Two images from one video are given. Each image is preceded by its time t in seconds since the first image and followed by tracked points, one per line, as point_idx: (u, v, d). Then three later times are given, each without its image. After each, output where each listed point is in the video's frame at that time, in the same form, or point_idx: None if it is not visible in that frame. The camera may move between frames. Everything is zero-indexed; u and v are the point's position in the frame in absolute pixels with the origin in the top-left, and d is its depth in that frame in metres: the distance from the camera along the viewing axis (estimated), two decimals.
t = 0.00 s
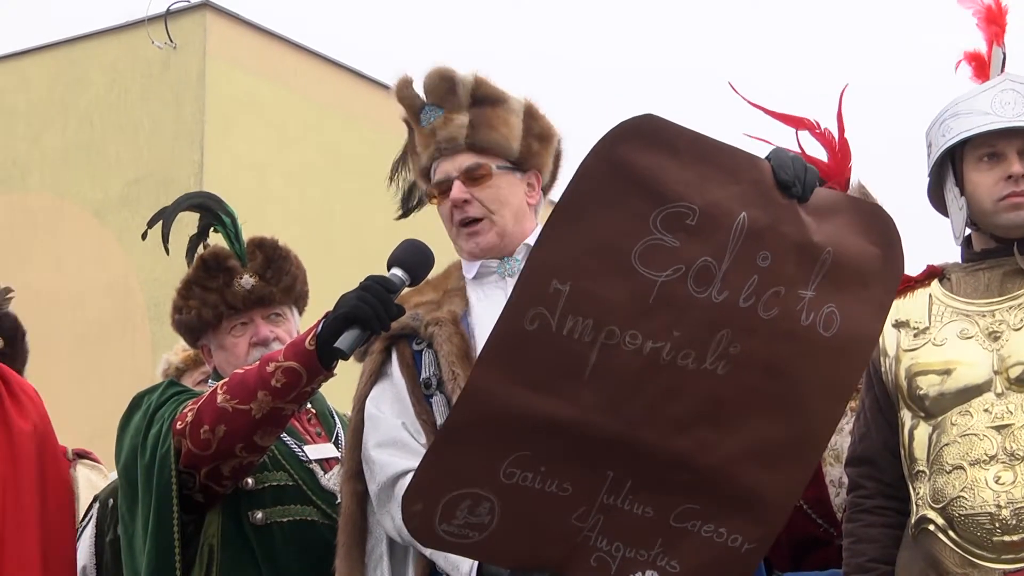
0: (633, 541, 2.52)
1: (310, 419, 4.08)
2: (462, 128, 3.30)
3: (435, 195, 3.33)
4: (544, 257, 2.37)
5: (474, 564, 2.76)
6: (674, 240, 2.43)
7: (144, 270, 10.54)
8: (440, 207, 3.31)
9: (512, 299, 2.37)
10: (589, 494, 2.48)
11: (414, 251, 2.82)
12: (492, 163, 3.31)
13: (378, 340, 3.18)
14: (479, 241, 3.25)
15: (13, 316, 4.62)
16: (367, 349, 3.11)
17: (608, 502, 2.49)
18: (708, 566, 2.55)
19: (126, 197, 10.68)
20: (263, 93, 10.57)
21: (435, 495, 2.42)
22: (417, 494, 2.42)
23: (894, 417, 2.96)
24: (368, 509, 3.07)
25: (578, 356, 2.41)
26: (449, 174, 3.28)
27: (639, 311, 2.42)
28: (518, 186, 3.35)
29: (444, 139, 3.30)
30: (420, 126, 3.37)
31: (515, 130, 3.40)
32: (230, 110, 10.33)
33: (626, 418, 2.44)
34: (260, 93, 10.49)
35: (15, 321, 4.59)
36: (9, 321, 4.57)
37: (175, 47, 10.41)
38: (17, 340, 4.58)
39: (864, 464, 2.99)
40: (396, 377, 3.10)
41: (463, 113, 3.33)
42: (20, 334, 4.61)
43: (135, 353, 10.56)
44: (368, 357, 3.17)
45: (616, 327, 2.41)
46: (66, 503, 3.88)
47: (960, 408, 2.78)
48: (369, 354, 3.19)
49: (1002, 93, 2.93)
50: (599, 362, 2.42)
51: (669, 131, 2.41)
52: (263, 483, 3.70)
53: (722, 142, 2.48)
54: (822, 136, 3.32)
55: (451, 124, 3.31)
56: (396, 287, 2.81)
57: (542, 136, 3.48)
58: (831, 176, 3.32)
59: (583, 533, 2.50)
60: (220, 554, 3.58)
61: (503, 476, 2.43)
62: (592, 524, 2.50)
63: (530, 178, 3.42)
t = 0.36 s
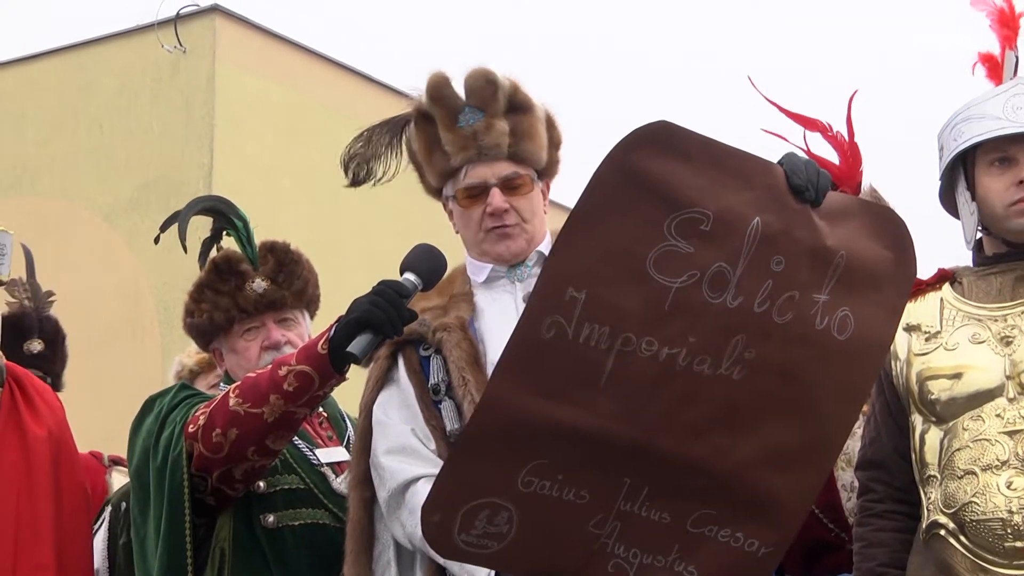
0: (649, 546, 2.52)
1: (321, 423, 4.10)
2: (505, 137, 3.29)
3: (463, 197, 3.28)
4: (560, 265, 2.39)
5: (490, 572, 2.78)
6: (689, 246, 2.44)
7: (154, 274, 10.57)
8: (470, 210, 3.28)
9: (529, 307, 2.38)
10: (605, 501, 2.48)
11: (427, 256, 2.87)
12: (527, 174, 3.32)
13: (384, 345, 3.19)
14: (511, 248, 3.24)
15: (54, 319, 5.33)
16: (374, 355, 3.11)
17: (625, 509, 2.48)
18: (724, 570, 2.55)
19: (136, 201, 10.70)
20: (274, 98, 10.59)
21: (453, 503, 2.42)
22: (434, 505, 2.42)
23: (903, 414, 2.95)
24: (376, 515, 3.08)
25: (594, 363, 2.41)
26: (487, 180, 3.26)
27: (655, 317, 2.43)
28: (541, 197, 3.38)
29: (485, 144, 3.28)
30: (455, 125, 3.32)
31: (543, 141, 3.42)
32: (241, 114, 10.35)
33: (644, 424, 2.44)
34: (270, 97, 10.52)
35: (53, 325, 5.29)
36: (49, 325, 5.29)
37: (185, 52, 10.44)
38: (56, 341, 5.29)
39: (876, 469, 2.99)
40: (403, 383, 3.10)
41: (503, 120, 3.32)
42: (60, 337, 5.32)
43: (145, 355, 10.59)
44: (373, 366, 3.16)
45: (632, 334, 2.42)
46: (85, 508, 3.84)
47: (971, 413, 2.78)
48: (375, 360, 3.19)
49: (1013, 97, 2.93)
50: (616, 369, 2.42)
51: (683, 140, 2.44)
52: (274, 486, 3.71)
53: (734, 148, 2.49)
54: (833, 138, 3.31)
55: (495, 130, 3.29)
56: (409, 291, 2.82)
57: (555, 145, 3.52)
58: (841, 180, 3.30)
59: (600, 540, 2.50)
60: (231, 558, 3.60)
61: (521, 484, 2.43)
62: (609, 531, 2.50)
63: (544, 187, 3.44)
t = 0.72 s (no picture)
0: (665, 549, 2.53)
1: (332, 426, 4.13)
2: (528, 137, 3.32)
3: (479, 193, 3.29)
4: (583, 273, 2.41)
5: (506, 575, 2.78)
6: (709, 249, 2.45)
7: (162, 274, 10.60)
8: (485, 208, 3.29)
9: (553, 313, 2.40)
10: (622, 504, 2.49)
11: (437, 258, 2.85)
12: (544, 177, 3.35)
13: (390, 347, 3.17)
14: (526, 248, 3.25)
15: (83, 320, 5.38)
16: (382, 357, 3.09)
17: (642, 511, 2.50)
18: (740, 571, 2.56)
19: (144, 201, 10.73)
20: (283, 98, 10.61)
21: (474, 509, 2.45)
22: (455, 510, 2.45)
23: (912, 417, 2.97)
24: (381, 517, 3.08)
25: (616, 369, 2.43)
26: (505, 179, 3.29)
27: (675, 321, 2.45)
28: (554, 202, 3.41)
29: (509, 144, 3.30)
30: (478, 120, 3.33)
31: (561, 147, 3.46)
32: (250, 115, 10.38)
33: (663, 426, 2.46)
34: (279, 98, 10.54)
35: (84, 326, 5.34)
36: (80, 325, 5.33)
37: (195, 53, 10.46)
38: (87, 341, 5.34)
39: (886, 471, 3.00)
40: (410, 384, 3.09)
41: (526, 121, 3.35)
42: (89, 337, 5.36)
43: (153, 355, 10.62)
44: (376, 369, 3.13)
45: (653, 338, 2.44)
46: (88, 504, 3.86)
47: (980, 415, 2.79)
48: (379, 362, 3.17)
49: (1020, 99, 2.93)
50: (638, 374, 2.44)
51: (702, 142, 2.46)
52: (285, 488, 3.72)
53: (752, 151, 2.51)
54: (843, 139, 3.32)
55: (518, 130, 3.32)
56: (421, 293, 2.83)
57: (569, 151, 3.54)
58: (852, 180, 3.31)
59: (616, 542, 2.51)
60: (244, 556, 3.60)
61: (541, 488, 2.46)
62: (626, 534, 2.51)
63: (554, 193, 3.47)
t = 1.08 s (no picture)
0: (673, 545, 2.54)
1: (336, 424, 4.14)
2: (545, 136, 3.33)
3: (493, 187, 3.29)
4: (595, 267, 2.40)
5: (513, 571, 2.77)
6: (720, 245, 2.45)
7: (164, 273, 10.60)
8: (499, 202, 3.28)
9: (566, 308, 2.40)
10: (630, 500, 2.50)
11: (441, 255, 2.88)
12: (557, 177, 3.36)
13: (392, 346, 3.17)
14: (534, 246, 3.25)
15: (81, 317, 5.36)
16: (385, 356, 3.09)
17: (650, 507, 2.50)
18: (745, 565, 2.58)
19: (147, 200, 10.74)
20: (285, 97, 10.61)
21: (484, 506, 2.46)
22: (466, 506, 2.46)
23: (916, 415, 2.96)
24: (383, 515, 3.07)
25: (626, 365, 2.43)
26: (521, 175, 3.29)
27: (685, 317, 2.45)
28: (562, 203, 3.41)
29: (527, 140, 3.31)
30: (497, 114, 3.33)
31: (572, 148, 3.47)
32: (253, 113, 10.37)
33: (672, 422, 2.46)
34: (282, 96, 10.54)
35: (81, 322, 5.33)
36: (76, 322, 5.33)
37: (197, 51, 10.46)
38: (83, 337, 5.33)
39: (891, 469, 3.00)
40: (412, 383, 3.09)
41: (544, 119, 3.36)
42: (87, 334, 5.35)
43: (156, 353, 10.63)
44: (378, 367, 3.13)
45: (664, 333, 2.44)
46: (88, 501, 3.86)
47: (984, 413, 2.79)
48: (381, 360, 3.16)
49: None
50: (649, 370, 2.44)
51: (715, 138, 2.45)
52: (289, 486, 3.72)
53: (762, 146, 2.51)
54: (844, 140, 3.32)
55: (536, 127, 3.33)
56: (425, 291, 2.84)
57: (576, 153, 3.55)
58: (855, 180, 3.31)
59: (624, 538, 2.52)
60: (248, 555, 3.60)
61: (551, 484, 2.46)
62: (634, 529, 2.52)
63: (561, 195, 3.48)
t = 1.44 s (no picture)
0: (671, 541, 2.55)
1: (332, 420, 4.13)
2: (552, 134, 3.35)
3: (498, 180, 3.28)
4: (593, 263, 2.39)
5: (511, 568, 2.76)
6: (718, 240, 2.44)
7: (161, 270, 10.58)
8: (502, 197, 3.27)
9: (568, 301, 2.39)
10: (630, 496, 2.50)
11: (435, 252, 2.85)
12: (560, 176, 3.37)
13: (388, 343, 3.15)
14: (535, 237, 3.24)
15: (66, 313, 5.36)
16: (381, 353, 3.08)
17: (649, 503, 2.51)
18: (744, 561, 2.58)
19: (143, 197, 10.73)
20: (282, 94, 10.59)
21: (484, 502, 2.46)
22: (467, 503, 2.46)
23: (915, 413, 2.96)
24: (379, 513, 3.06)
25: (625, 360, 2.42)
26: (526, 170, 3.29)
27: (684, 311, 2.44)
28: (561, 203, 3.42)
29: (535, 137, 3.33)
30: (506, 109, 3.34)
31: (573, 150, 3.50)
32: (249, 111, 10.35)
33: (671, 417, 2.45)
34: (278, 94, 10.52)
35: (66, 318, 5.32)
36: (61, 319, 5.31)
37: (194, 48, 10.43)
38: (69, 334, 5.32)
39: (890, 466, 3.00)
40: (409, 380, 3.08)
41: (551, 118, 3.38)
42: (73, 331, 5.34)
43: (153, 350, 10.62)
44: (374, 365, 3.12)
45: (663, 328, 2.43)
46: (83, 497, 3.84)
47: (981, 409, 2.78)
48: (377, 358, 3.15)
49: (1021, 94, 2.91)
50: (647, 365, 2.43)
51: (714, 133, 2.43)
52: (284, 484, 3.71)
53: (761, 142, 2.49)
54: (845, 137, 3.32)
55: (543, 125, 3.35)
56: (421, 287, 2.82)
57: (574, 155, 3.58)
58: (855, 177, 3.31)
59: (623, 534, 2.53)
60: (245, 552, 3.59)
61: (550, 481, 2.46)
62: (632, 525, 2.52)
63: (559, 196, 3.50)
